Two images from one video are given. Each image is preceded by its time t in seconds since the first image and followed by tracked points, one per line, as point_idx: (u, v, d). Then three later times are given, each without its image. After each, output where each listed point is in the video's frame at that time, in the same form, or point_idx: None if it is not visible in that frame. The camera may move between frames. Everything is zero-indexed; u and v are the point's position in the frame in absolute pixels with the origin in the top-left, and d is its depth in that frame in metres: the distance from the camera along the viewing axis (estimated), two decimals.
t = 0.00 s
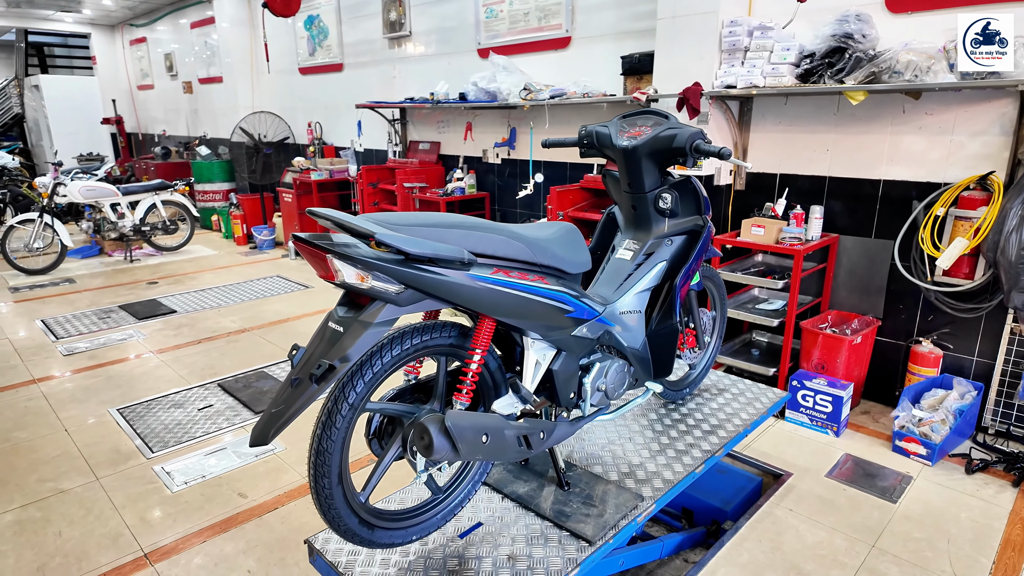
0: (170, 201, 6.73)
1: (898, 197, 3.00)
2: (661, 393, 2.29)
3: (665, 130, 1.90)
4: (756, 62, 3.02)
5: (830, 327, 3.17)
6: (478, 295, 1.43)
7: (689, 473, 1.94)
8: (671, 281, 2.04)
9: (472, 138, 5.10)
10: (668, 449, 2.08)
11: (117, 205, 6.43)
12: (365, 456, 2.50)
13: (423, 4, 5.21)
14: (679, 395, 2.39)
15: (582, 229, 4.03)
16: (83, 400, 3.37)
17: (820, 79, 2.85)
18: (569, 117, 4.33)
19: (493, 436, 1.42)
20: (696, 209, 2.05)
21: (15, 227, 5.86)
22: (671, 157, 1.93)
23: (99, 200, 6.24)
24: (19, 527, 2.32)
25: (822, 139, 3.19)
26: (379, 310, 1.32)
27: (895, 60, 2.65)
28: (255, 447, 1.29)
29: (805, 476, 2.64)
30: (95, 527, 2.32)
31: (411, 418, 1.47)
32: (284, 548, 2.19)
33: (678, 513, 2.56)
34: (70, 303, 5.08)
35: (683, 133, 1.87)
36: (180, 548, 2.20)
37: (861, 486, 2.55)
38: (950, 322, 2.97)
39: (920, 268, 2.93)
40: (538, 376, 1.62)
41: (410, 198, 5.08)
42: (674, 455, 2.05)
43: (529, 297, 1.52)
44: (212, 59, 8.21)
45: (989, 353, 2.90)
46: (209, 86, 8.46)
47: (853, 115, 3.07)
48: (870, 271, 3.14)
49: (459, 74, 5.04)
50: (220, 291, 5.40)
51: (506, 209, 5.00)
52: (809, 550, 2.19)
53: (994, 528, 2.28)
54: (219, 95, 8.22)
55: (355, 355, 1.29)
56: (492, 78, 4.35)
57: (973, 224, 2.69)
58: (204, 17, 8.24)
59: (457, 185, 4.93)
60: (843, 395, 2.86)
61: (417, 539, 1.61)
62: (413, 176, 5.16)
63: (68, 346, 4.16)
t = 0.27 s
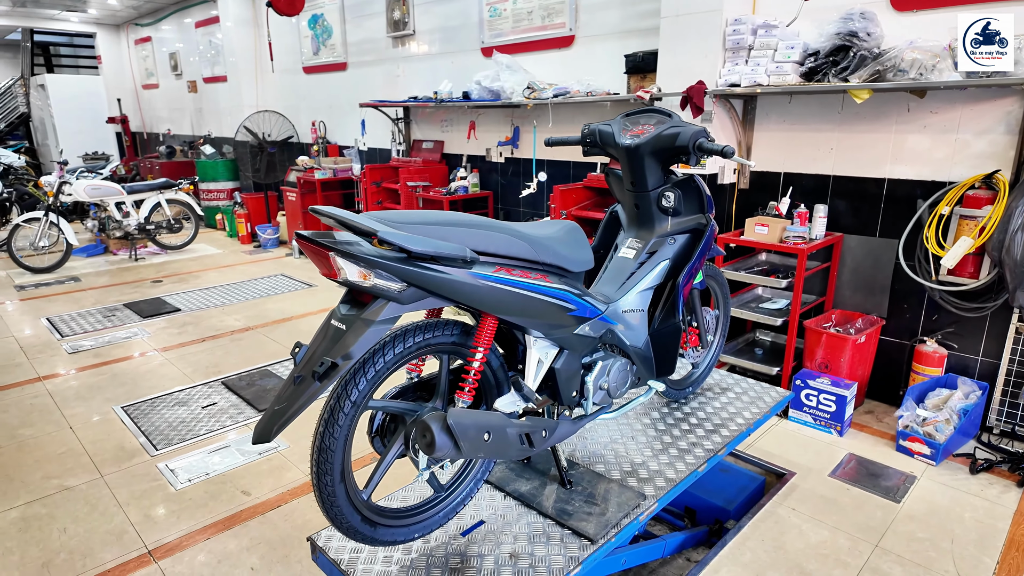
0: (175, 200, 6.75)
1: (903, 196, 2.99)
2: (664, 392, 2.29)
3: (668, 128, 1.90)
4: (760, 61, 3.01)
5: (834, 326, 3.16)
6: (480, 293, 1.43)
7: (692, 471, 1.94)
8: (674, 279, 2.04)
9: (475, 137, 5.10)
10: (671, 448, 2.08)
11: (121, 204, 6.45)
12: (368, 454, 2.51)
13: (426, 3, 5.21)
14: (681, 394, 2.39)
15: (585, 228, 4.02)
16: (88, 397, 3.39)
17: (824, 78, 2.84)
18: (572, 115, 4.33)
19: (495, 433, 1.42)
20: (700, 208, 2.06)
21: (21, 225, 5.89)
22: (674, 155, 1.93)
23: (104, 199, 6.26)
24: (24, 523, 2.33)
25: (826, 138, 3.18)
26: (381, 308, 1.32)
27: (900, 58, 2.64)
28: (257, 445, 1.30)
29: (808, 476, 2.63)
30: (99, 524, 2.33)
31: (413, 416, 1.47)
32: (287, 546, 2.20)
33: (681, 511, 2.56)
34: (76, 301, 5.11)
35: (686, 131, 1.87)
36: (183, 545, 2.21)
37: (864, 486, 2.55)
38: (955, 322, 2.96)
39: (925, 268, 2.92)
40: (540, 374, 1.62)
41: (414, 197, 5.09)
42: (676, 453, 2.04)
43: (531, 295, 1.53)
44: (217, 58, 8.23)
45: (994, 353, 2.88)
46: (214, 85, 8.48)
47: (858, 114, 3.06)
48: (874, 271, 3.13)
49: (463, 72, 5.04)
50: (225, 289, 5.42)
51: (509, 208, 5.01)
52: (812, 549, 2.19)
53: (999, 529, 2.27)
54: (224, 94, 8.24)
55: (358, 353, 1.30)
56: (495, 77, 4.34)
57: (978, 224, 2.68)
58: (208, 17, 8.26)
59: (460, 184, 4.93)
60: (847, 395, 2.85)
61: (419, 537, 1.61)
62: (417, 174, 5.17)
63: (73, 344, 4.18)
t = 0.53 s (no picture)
0: (177, 198, 6.75)
1: (906, 194, 2.98)
2: (665, 391, 2.28)
3: (670, 127, 1.90)
4: (762, 59, 2.99)
5: (836, 325, 3.15)
6: (481, 292, 1.42)
7: (693, 471, 1.93)
8: (675, 278, 2.03)
9: (477, 136, 5.09)
10: (672, 447, 2.07)
11: (124, 202, 6.46)
12: (369, 453, 2.51)
13: (428, 2, 5.20)
14: (683, 393, 2.38)
15: (586, 226, 4.00)
16: (90, 396, 3.40)
17: (827, 76, 2.83)
18: (574, 114, 4.32)
19: (495, 433, 1.42)
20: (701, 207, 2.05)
21: (23, 224, 5.90)
22: (676, 154, 1.92)
23: (106, 198, 6.27)
24: (26, 522, 2.34)
25: (829, 136, 3.17)
26: (381, 307, 1.32)
27: (903, 56, 2.63)
28: (257, 444, 1.29)
29: (810, 475, 2.62)
30: (101, 523, 2.33)
31: (413, 416, 1.46)
32: (288, 544, 2.20)
33: (682, 511, 2.55)
34: (78, 300, 5.12)
35: (687, 130, 1.86)
36: (185, 544, 2.21)
37: (866, 486, 2.54)
38: (958, 321, 2.95)
39: (927, 266, 2.91)
40: (541, 373, 1.62)
41: (415, 196, 5.10)
42: (678, 453, 2.04)
43: (532, 294, 1.52)
44: (219, 57, 8.24)
45: (997, 353, 2.87)
46: (216, 84, 8.49)
47: (861, 112, 3.05)
48: (877, 270, 3.12)
49: (464, 71, 5.03)
50: (227, 288, 5.42)
51: (510, 207, 5.00)
52: (813, 549, 2.18)
53: (1001, 529, 2.26)
54: (226, 93, 8.25)
55: (358, 352, 1.29)
56: (497, 75, 4.34)
57: (981, 223, 2.67)
58: (210, 15, 8.26)
59: (462, 183, 4.93)
60: (849, 395, 2.84)
61: (419, 536, 1.61)
62: (418, 173, 5.18)
63: (76, 342, 4.19)
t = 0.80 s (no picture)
0: (178, 196, 6.75)
1: (909, 193, 2.97)
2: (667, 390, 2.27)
3: (672, 125, 1.89)
4: (765, 57, 2.98)
5: (839, 325, 3.14)
6: (482, 291, 1.42)
7: (695, 471, 1.93)
8: (677, 277, 2.02)
9: (478, 134, 5.08)
10: (673, 447, 2.07)
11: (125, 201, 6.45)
12: (369, 452, 2.51)
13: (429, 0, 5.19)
14: (685, 393, 2.37)
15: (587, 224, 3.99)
16: (90, 394, 3.39)
17: (830, 74, 2.82)
18: (576, 112, 4.31)
19: (496, 432, 1.41)
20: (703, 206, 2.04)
21: (25, 222, 5.90)
22: (677, 152, 1.91)
23: (107, 196, 6.26)
24: (26, 520, 2.33)
25: (832, 134, 3.15)
26: (381, 305, 1.31)
27: (906, 54, 2.62)
28: (256, 443, 1.29)
29: (811, 475, 2.61)
30: (101, 521, 2.33)
31: (414, 415, 1.46)
32: (288, 543, 2.20)
33: (684, 510, 2.54)
34: (79, 298, 5.12)
35: (690, 128, 1.86)
36: (185, 542, 2.21)
37: (868, 486, 2.53)
38: (960, 321, 2.94)
39: (930, 265, 2.89)
40: (542, 372, 1.61)
41: (416, 194, 5.10)
42: (679, 452, 2.03)
43: (533, 293, 1.51)
44: (220, 55, 8.23)
45: (1000, 352, 2.86)
46: (217, 82, 8.48)
47: (863, 110, 3.03)
48: (879, 269, 3.11)
49: (466, 69, 5.02)
50: (228, 286, 5.42)
51: (511, 206, 4.99)
52: (815, 549, 2.17)
53: (1004, 529, 2.26)
54: (227, 91, 8.24)
55: (357, 351, 1.29)
56: (499, 74, 4.32)
57: (985, 221, 2.67)
58: (212, 13, 8.25)
59: (463, 181, 4.92)
60: (851, 394, 2.83)
61: (419, 536, 1.60)
62: (419, 172, 5.19)
63: (77, 341, 4.18)
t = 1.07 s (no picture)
0: (180, 196, 6.76)
1: (912, 193, 2.96)
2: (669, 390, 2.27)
3: (675, 125, 1.89)
4: (767, 57, 2.98)
5: (841, 325, 3.13)
6: (484, 291, 1.42)
7: (697, 471, 1.92)
8: (679, 277, 2.02)
9: (480, 133, 5.08)
10: (676, 447, 2.07)
11: (127, 200, 6.46)
12: (371, 451, 2.51)
13: None
14: (687, 393, 2.37)
15: (590, 225, 4.00)
16: (93, 394, 3.40)
17: (833, 74, 2.82)
18: (578, 112, 4.31)
19: (498, 432, 1.41)
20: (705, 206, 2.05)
21: (28, 221, 5.91)
22: (680, 152, 1.91)
23: (110, 195, 6.27)
24: (29, 519, 2.34)
25: (835, 134, 3.15)
26: (384, 305, 1.31)
27: (909, 54, 2.62)
28: (259, 443, 1.29)
29: (814, 475, 2.61)
30: (104, 520, 2.33)
31: (416, 415, 1.46)
32: (291, 543, 2.20)
33: (686, 511, 2.54)
34: (82, 297, 5.13)
35: (693, 127, 1.85)
36: (187, 541, 2.21)
37: (871, 486, 2.52)
38: (964, 321, 2.93)
39: (933, 265, 2.88)
40: (544, 373, 1.61)
41: (418, 194, 5.11)
42: (681, 453, 2.03)
43: (535, 293, 1.51)
44: (222, 55, 8.24)
45: (1003, 353, 2.86)
46: (219, 82, 8.49)
47: (866, 110, 3.03)
48: (882, 269, 3.10)
49: (468, 68, 5.02)
50: (230, 286, 5.43)
51: (513, 206, 5.00)
52: (818, 550, 2.17)
53: (1008, 530, 2.25)
54: (229, 91, 8.25)
55: (360, 351, 1.29)
56: (501, 73, 4.32)
57: (988, 221, 2.67)
58: (214, 13, 8.26)
59: (465, 181, 4.93)
60: (854, 395, 2.83)
61: (422, 536, 1.61)
62: (421, 171, 5.20)
63: (80, 340, 4.19)
